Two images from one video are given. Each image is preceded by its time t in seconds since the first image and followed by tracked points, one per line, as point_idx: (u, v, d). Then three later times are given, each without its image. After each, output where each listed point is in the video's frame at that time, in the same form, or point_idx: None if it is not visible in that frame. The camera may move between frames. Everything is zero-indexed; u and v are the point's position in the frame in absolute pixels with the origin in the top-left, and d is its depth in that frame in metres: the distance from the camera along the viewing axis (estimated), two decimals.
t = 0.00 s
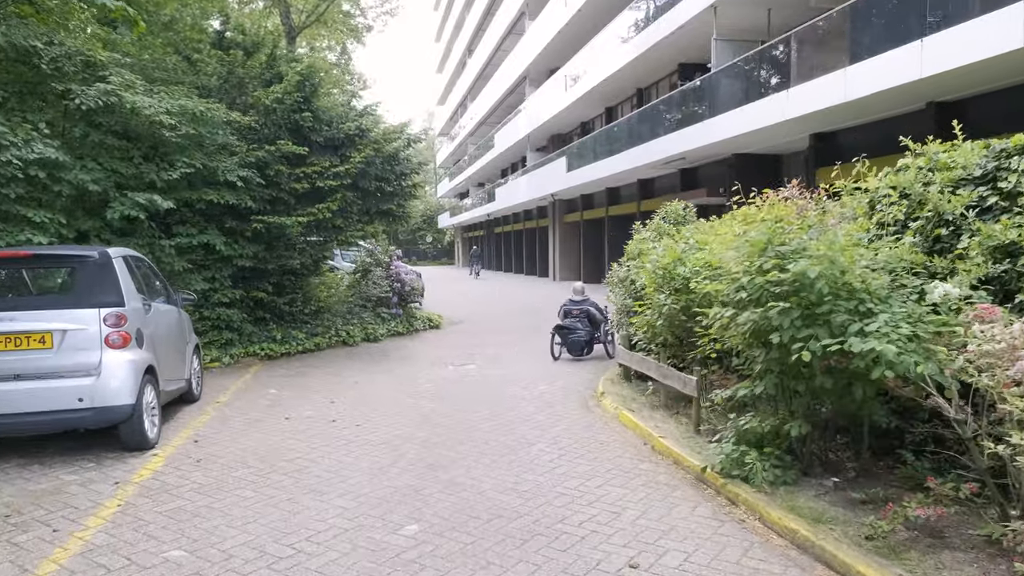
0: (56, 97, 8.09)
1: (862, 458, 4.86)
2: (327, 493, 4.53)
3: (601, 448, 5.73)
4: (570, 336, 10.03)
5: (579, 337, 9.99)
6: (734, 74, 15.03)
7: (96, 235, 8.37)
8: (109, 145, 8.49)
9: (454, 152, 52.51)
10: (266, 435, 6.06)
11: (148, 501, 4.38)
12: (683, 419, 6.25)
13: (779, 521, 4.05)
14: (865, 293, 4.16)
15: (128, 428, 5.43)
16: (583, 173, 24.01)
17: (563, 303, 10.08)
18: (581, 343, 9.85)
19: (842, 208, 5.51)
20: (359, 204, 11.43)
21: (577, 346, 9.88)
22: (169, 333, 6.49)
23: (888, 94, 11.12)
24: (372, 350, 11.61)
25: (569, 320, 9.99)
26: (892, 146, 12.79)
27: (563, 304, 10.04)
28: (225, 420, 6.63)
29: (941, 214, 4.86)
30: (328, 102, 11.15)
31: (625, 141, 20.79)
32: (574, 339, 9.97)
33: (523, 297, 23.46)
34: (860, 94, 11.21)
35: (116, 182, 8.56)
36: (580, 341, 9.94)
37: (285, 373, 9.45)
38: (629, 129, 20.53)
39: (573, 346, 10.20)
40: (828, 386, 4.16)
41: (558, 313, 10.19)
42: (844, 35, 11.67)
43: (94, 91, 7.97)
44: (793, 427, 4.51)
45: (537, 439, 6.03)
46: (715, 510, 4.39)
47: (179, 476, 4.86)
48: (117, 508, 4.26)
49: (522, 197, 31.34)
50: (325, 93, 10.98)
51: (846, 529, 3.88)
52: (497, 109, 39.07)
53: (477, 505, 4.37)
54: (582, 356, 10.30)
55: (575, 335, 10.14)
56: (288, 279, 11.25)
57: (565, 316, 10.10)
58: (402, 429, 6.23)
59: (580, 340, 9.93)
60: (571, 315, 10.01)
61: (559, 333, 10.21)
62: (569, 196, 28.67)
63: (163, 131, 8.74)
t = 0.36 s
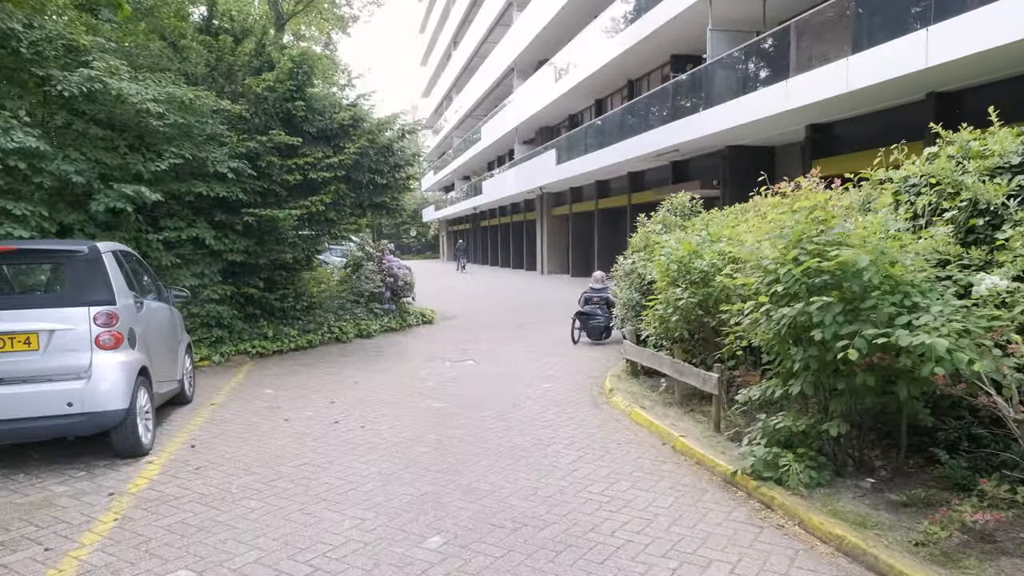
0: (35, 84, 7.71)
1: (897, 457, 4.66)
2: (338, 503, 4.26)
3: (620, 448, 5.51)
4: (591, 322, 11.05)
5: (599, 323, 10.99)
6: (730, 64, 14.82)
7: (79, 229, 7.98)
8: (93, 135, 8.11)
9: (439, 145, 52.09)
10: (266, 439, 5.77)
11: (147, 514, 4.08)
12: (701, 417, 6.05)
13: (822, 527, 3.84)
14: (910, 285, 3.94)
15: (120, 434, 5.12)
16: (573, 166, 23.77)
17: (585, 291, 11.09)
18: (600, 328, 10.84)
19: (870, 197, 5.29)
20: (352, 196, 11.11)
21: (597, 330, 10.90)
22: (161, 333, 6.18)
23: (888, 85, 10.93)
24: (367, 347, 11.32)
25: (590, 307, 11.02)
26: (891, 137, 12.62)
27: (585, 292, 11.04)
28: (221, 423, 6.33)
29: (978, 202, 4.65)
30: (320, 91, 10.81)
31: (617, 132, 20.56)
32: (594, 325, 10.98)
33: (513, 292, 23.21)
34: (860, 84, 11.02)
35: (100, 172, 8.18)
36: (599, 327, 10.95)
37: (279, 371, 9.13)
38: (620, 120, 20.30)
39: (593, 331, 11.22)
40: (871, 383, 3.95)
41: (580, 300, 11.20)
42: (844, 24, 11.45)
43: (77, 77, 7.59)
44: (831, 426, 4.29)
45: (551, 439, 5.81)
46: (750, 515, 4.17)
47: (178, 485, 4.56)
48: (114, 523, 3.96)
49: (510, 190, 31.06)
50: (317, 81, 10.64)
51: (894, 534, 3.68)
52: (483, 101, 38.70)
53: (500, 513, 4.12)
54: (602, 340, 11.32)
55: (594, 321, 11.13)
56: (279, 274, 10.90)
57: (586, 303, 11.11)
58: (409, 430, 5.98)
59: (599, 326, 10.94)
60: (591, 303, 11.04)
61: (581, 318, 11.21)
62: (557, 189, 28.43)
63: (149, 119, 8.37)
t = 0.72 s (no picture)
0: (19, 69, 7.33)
1: (939, 460, 4.46)
2: (355, 513, 4.00)
3: (642, 449, 5.29)
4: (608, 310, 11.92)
5: (615, 311, 11.84)
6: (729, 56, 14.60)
7: (66, 222, 7.63)
8: (81, 123, 7.74)
9: (427, 140, 51.66)
10: (271, 442, 5.49)
11: (150, 527, 3.79)
12: (722, 416, 5.84)
13: (872, 534, 3.64)
14: (964, 279, 3.73)
15: (116, 440, 4.81)
16: (567, 159, 23.51)
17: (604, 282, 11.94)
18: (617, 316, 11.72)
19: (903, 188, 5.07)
20: (349, 189, 10.81)
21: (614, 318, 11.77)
22: (157, 331, 5.86)
23: (892, 78, 10.75)
24: (364, 344, 11.05)
25: (608, 296, 11.90)
26: (893, 130, 12.46)
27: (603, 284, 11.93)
28: (221, 425, 6.04)
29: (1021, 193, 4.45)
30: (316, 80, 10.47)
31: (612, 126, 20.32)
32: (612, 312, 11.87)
33: (506, 287, 22.96)
34: (865, 76, 10.85)
35: (89, 162, 7.82)
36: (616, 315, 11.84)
37: (275, 370, 8.83)
38: (615, 113, 20.06)
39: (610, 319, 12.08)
40: (922, 383, 3.74)
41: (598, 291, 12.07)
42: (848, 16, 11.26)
43: (64, 62, 7.23)
44: (874, 427, 4.08)
45: (570, 440, 5.57)
46: (792, 522, 3.95)
47: (182, 495, 4.27)
48: (115, 538, 3.67)
49: (501, 184, 30.78)
50: (313, 70, 10.31)
51: (951, 544, 3.47)
52: (473, 95, 38.33)
53: (529, 523, 3.88)
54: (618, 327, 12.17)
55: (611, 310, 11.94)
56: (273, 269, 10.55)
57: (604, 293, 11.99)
58: (421, 432, 5.72)
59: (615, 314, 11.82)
60: (610, 292, 11.93)
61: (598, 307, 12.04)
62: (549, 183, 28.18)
63: (140, 108, 8.02)
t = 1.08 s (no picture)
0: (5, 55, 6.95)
1: (993, 466, 4.26)
2: (380, 528, 3.73)
3: (673, 454, 5.04)
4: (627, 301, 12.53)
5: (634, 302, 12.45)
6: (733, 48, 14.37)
7: (57, 217, 7.28)
8: (72, 113, 7.37)
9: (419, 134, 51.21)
10: (280, 449, 5.20)
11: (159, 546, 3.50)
12: (752, 418, 5.61)
13: (938, 548, 3.41)
14: None
15: (117, 450, 4.50)
16: (563, 153, 23.24)
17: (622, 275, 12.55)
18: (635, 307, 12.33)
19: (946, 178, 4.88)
20: (350, 183, 10.51)
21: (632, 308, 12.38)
22: (157, 331, 5.55)
23: (905, 69, 10.57)
24: (365, 342, 10.77)
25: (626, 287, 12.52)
26: (902, 123, 12.30)
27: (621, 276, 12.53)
28: (225, 430, 5.73)
29: None
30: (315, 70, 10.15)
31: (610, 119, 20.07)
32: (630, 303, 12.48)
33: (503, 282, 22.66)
34: (878, 67, 10.66)
35: (80, 155, 7.46)
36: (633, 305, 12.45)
37: (276, 370, 8.53)
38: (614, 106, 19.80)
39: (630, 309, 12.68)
40: (988, 387, 3.57)
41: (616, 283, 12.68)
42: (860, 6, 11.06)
43: (54, 48, 6.86)
44: (931, 432, 3.87)
45: (594, 444, 5.32)
46: (848, 535, 3.72)
47: (191, 508, 3.98)
48: (122, 558, 3.37)
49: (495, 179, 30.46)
50: (312, 60, 9.98)
51: None
52: (466, 88, 37.96)
53: (568, 539, 3.62)
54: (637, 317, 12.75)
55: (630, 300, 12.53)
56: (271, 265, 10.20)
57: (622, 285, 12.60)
58: (437, 437, 5.46)
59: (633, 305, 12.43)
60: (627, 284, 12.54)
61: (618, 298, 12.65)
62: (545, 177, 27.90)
63: (134, 97, 7.67)
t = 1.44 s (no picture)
0: None
1: None
2: (409, 548, 3.43)
3: (710, 463, 4.76)
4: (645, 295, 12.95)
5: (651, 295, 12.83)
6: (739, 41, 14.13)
7: (48, 212, 6.92)
8: (63, 103, 7.01)
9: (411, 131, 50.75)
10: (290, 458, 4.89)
11: (168, 571, 3.18)
12: (787, 423, 5.35)
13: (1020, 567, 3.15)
14: None
15: (118, 462, 4.17)
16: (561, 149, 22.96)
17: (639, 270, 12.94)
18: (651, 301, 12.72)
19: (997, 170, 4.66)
20: (352, 178, 10.19)
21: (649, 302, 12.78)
22: (157, 333, 5.22)
23: (921, 62, 10.37)
24: (367, 342, 10.45)
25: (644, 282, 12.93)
26: (913, 118, 12.12)
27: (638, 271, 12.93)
28: (230, 437, 5.41)
29: None
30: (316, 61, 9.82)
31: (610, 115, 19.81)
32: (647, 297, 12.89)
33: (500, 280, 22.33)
34: (892, 59, 10.46)
35: (73, 147, 7.10)
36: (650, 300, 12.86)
37: (278, 372, 8.20)
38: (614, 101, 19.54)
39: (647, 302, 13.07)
40: None
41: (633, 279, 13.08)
42: None
43: (44, 34, 6.51)
44: (1000, 440, 3.64)
45: (623, 451, 5.04)
46: (916, 552, 3.45)
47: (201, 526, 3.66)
48: None
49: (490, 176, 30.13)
50: (312, 50, 9.65)
51: None
52: (460, 84, 37.58)
53: (616, 559, 3.33)
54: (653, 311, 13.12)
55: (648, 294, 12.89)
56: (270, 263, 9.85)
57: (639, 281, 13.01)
58: (456, 445, 5.16)
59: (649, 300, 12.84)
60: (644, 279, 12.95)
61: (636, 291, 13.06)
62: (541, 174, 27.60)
63: (129, 87, 7.32)
